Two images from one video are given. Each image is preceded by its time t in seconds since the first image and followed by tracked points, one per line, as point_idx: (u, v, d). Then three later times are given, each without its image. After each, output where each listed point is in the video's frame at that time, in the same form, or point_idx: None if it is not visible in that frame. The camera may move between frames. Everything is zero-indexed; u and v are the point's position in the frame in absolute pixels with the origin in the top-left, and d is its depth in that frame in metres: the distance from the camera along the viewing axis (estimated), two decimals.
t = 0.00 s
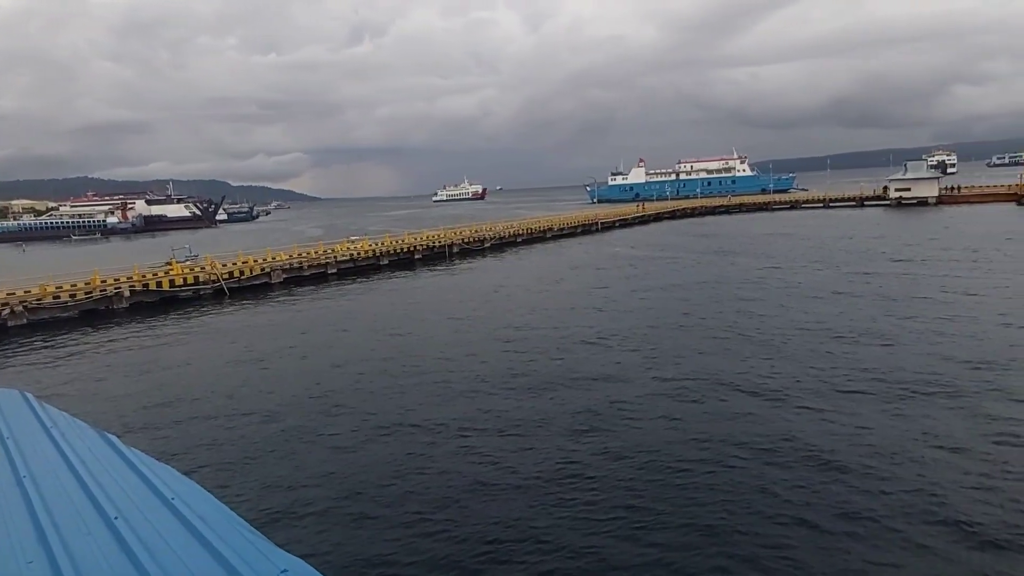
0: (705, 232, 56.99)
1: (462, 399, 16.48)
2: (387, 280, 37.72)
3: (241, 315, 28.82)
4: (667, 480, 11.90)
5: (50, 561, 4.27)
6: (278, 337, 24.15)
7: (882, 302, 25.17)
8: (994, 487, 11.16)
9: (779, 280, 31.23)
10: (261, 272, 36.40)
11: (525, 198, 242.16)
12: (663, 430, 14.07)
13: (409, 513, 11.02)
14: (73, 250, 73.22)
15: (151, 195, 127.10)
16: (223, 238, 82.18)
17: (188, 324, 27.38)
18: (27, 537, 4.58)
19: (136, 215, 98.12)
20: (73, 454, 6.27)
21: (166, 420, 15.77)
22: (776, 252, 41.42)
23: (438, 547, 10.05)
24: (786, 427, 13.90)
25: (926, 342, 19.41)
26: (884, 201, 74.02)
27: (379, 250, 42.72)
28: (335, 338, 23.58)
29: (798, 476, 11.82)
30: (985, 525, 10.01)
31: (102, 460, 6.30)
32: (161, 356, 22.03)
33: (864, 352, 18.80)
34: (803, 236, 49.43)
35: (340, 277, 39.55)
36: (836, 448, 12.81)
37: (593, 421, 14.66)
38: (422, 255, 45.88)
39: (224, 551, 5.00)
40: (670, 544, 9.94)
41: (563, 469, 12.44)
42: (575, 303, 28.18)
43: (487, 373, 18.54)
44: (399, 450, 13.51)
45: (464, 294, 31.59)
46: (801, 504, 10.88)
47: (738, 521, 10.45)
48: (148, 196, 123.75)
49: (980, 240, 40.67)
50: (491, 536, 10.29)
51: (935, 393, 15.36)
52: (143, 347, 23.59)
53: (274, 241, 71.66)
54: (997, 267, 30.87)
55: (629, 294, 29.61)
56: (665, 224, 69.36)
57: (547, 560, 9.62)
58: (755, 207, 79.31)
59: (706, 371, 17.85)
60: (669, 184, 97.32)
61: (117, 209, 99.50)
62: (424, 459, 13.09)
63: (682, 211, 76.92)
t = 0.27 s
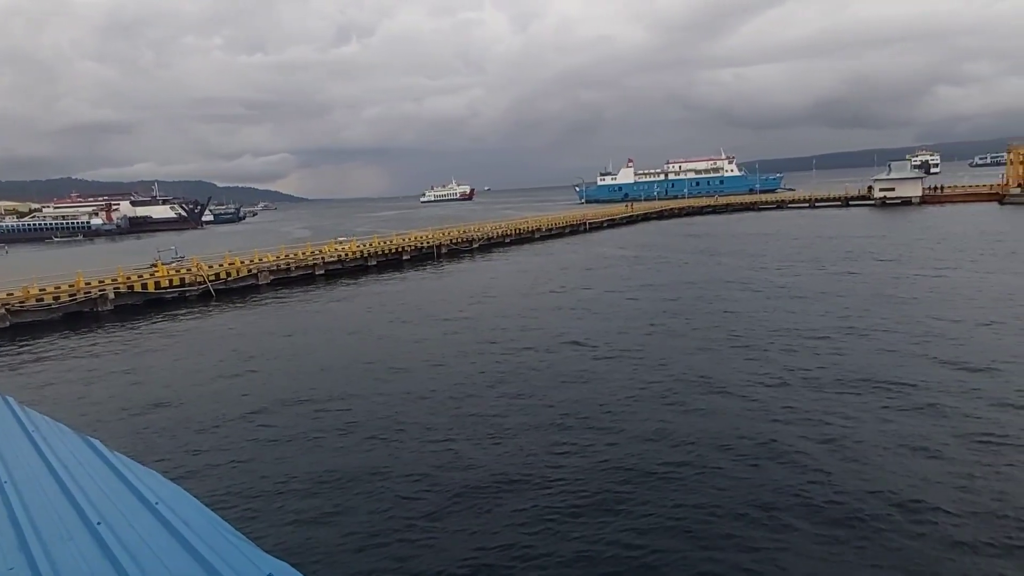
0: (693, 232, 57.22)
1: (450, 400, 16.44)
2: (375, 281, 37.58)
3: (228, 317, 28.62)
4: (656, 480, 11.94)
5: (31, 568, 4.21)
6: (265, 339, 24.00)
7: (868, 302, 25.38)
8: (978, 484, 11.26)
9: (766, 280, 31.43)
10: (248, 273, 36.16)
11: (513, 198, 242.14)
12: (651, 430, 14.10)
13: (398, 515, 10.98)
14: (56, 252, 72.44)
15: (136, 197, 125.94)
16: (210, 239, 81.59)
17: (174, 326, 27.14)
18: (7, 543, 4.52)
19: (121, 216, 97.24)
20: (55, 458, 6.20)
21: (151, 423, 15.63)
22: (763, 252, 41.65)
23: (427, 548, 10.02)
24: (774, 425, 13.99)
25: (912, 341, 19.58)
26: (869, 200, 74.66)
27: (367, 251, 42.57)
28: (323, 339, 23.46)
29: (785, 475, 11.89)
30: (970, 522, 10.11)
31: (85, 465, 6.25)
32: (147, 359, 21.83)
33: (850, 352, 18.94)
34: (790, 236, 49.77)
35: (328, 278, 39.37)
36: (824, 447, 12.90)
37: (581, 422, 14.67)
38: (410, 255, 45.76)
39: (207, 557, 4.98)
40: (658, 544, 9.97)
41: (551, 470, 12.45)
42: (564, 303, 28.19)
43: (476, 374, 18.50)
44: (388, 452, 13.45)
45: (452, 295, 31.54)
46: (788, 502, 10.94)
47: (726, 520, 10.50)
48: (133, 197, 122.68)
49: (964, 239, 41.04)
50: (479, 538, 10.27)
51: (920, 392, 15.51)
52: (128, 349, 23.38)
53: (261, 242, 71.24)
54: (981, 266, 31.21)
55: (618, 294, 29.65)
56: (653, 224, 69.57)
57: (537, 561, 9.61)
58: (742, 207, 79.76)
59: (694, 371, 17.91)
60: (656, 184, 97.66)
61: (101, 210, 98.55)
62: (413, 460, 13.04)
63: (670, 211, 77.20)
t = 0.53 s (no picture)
0: (682, 232, 57.40)
1: (441, 401, 16.38)
2: (365, 282, 37.43)
3: (216, 319, 28.42)
4: (645, 480, 11.97)
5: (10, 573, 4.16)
6: (254, 340, 23.87)
7: (856, 302, 25.54)
8: (964, 483, 11.36)
9: (755, 280, 31.58)
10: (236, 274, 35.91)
11: (503, 198, 242.18)
12: (642, 430, 14.12)
13: (389, 518, 10.94)
14: (41, 254, 71.65)
15: (122, 198, 124.81)
16: (197, 240, 81.02)
17: (162, 328, 26.95)
18: None
19: (108, 217, 96.41)
20: (39, 463, 6.11)
21: (138, 426, 15.49)
22: (752, 252, 41.84)
23: (417, 552, 9.98)
24: (764, 425, 14.05)
25: (899, 341, 19.72)
26: (856, 200, 75.22)
27: (357, 252, 42.42)
28: (313, 341, 23.34)
29: (775, 474, 11.95)
30: (957, 522, 10.18)
31: (70, 470, 6.16)
32: (134, 361, 21.66)
33: (838, 352, 19.04)
34: (778, 236, 50.06)
35: (317, 279, 39.19)
36: (812, 447, 12.97)
37: (573, 423, 14.66)
38: (400, 256, 45.63)
39: (195, 565, 4.94)
40: (648, 546, 9.98)
41: (542, 471, 12.44)
42: (554, 304, 28.19)
43: (466, 375, 18.46)
44: (377, 455, 13.41)
45: (442, 296, 31.47)
46: (776, 502, 11.00)
47: (717, 521, 10.52)
48: (119, 198, 121.65)
49: (950, 239, 41.39)
50: (470, 541, 10.24)
51: (908, 392, 15.61)
52: (116, 351, 23.17)
53: (249, 243, 70.87)
54: (967, 266, 31.48)
55: (608, 295, 29.66)
56: (643, 224, 69.74)
57: (528, 565, 9.59)
58: (731, 207, 80.15)
59: (683, 372, 17.97)
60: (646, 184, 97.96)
61: (87, 211, 97.71)
62: (402, 462, 13.01)
63: (659, 212, 77.43)
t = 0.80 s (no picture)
0: (671, 233, 57.56)
1: (430, 403, 16.33)
2: (353, 283, 37.26)
3: (203, 321, 28.20)
4: (634, 482, 11.98)
5: None
6: (242, 342, 23.70)
7: (843, 302, 25.72)
8: (950, 483, 11.44)
9: (743, 280, 31.74)
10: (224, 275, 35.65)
11: (492, 198, 242.15)
12: (631, 432, 14.14)
13: (377, 522, 10.89)
14: (26, 255, 70.86)
15: (108, 198, 123.58)
16: (184, 241, 80.37)
17: (148, 330, 26.71)
18: None
19: (93, 218, 95.47)
20: (21, 469, 6.02)
21: (124, 430, 15.33)
22: (740, 252, 42.03)
23: (406, 556, 9.93)
24: (752, 426, 14.10)
25: (885, 341, 19.87)
26: (842, 201, 75.76)
27: (345, 253, 42.23)
28: (301, 343, 23.20)
29: (763, 475, 11.99)
30: (942, 521, 10.26)
31: (52, 474, 6.08)
32: (120, 364, 21.45)
33: (825, 352, 19.15)
34: (766, 236, 50.32)
35: (306, 280, 38.99)
36: (799, 447, 13.03)
37: (562, 424, 14.66)
38: (389, 257, 45.48)
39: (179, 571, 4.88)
40: (638, 548, 9.98)
41: (531, 474, 12.42)
42: (543, 305, 28.17)
43: (455, 377, 18.41)
44: (366, 458, 13.35)
45: (432, 297, 31.38)
46: (764, 503, 11.04)
47: (704, 522, 10.55)
48: (105, 199, 120.48)
49: (935, 239, 41.75)
50: (459, 544, 10.20)
51: (894, 392, 15.74)
52: (101, 354, 22.93)
53: (237, 244, 70.42)
54: (952, 267, 31.76)
55: (597, 295, 29.68)
56: (631, 224, 69.89)
57: (518, 568, 9.58)
58: (719, 207, 80.51)
59: (672, 373, 18.00)
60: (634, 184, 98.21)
61: (72, 212, 96.75)
62: (391, 466, 12.95)
63: (648, 212, 77.64)
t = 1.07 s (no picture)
0: (658, 233, 57.74)
1: (417, 406, 16.27)
2: (340, 284, 37.06)
3: (188, 323, 27.95)
4: (622, 483, 12.00)
5: None
6: (227, 345, 23.51)
7: (826, 301, 25.94)
8: (934, 481, 11.55)
9: (728, 280, 31.94)
10: (209, 277, 35.35)
11: (479, 199, 242.04)
12: (619, 433, 14.16)
13: (365, 526, 10.83)
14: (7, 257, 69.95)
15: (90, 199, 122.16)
16: (168, 242, 79.64)
17: (132, 333, 26.43)
18: None
19: (76, 219, 94.40)
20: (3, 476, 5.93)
21: (107, 434, 15.15)
22: (726, 252, 42.26)
23: (394, 561, 9.89)
24: (739, 427, 14.17)
25: (869, 341, 20.05)
26: (826, 200, 76.37)
27: (332, 254, 42.01)
28: (287, 345, 23.04)
29: (750, 476, 12.05)
30: (927, 519, 10.36)
31: (35, 481, 5.99)
32: (103, 367, 21.19)
33: (810, 352, 19.28)
34: (751, 236, 50.64)
35: (292, 281, 38.75)
36: (786, 447, 13.11)
37: (550, 426, 14.66)
38: (376, 257, 45.29)
39: None
40: (626, 549, 10.00)
41: (519, 476, 12.41)
42: (531, 306, 28.17)
43: (443, 379, 18.36)
44: (353, 461, 13.27)
45: (419, 298, 31.28)
46: (752, 504, 11.09)
47: (693, 523, 10.60)
48: (87, 199, 119.08)
49: (918, 239, 42.19)
50: (448, 548, 10.17)
51: (877, 390, 15.90)
52: (84, 357, 22.65)
53: (222, 245, 69.89)
54: (934, 266, 32.10)
55: (584, 296, 29.72)
56: (618, 225, 70.11)
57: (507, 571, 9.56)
58: (705, 208, 80.92)
59: (659, 374, 18.05)
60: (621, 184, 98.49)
61: (54, 213, 95.59)
62: (379, 469, 12.90)
63: (634, 212, 77.92)
